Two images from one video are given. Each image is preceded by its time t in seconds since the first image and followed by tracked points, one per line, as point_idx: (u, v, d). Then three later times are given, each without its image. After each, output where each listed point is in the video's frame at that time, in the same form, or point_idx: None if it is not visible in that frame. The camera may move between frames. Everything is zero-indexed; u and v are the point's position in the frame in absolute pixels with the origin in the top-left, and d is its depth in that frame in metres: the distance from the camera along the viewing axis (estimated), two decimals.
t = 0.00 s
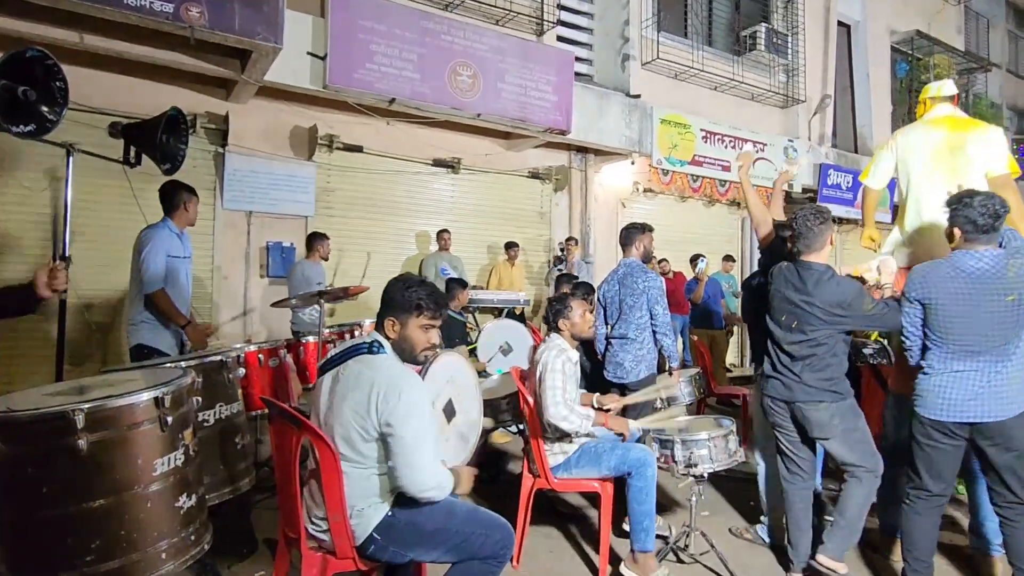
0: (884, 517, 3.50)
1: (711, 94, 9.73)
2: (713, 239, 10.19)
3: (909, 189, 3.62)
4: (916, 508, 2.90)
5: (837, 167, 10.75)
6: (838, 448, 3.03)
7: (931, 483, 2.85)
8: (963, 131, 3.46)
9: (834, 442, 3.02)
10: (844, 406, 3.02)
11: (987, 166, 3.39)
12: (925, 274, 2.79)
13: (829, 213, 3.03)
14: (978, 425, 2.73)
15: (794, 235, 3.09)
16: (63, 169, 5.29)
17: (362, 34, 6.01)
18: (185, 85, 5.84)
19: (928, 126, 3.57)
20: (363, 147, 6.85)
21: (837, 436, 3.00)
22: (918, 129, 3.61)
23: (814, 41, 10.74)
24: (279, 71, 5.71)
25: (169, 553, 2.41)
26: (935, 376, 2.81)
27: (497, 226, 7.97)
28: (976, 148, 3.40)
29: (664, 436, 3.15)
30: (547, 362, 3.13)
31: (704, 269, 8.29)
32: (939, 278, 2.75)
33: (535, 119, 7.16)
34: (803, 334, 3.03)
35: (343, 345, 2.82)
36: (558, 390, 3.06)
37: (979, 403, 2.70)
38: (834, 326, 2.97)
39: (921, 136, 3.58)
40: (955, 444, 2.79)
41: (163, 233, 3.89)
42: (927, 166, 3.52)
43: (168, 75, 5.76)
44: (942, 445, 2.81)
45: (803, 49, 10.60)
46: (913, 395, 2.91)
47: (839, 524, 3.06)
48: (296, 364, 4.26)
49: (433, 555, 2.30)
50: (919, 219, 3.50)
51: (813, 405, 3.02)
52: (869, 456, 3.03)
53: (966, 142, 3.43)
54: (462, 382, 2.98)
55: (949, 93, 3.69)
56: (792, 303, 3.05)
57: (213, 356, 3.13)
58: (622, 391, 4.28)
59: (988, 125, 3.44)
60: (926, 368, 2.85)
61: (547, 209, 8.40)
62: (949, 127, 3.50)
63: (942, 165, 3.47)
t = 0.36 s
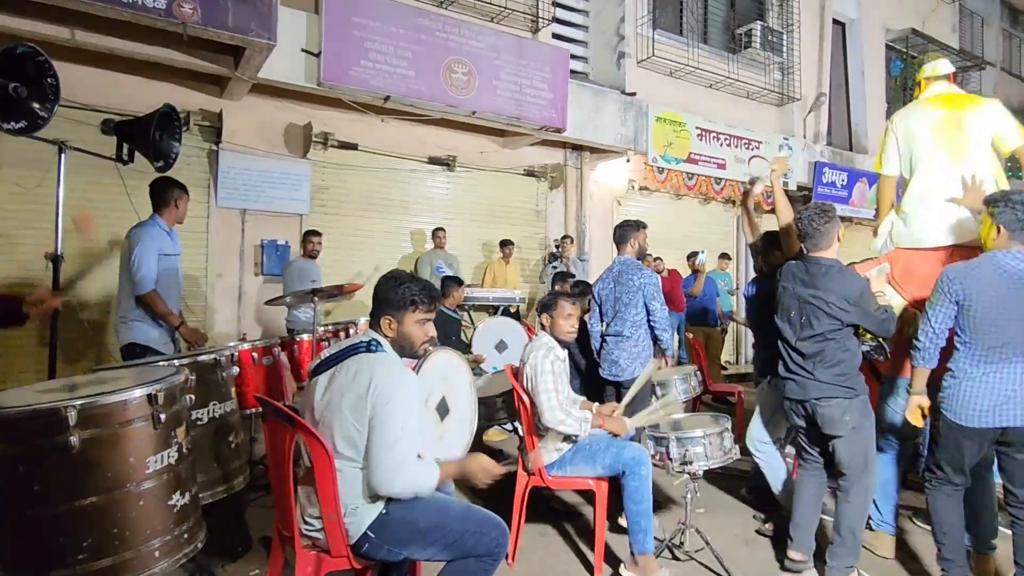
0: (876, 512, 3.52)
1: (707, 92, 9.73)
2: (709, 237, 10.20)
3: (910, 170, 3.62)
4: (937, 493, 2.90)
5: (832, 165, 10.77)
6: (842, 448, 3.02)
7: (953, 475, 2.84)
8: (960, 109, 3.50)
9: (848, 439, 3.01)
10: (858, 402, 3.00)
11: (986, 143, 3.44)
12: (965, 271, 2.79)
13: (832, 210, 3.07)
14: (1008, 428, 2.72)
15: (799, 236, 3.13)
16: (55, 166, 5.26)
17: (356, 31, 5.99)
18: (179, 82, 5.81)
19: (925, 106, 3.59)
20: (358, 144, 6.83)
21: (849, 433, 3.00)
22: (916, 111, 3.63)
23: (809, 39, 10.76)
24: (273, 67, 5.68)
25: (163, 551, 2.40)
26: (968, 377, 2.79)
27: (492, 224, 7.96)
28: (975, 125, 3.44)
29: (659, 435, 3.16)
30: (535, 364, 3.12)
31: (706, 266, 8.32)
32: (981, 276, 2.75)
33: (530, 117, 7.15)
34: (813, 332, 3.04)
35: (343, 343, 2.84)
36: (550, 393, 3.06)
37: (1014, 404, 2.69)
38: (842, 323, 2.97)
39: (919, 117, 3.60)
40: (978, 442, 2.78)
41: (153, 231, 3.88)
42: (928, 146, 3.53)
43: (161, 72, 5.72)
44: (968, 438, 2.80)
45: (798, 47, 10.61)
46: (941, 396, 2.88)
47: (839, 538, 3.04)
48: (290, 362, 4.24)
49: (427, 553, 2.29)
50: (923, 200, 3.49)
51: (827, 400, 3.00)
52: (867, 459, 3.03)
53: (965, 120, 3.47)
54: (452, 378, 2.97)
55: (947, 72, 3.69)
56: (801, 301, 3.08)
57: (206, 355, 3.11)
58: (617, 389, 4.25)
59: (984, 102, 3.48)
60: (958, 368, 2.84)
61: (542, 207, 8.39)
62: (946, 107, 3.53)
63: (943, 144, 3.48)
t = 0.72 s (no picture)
0: (865, 515, 3.46)
1: (702, 91, 9.73)
2: (705, 236, 10.20)
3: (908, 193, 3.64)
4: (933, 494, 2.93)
5: (828, 164, 10.78)
6: (813, 441, 3.08)
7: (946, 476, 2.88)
8: (959, 133, 3.51)
9: (820, 433, 3.07)
10: (833, 398, 3.05)
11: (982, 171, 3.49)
12: (958, 274, 2.79)
13: (813, 211, 3.06)
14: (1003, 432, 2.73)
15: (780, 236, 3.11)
16: (48, 164, 5.23)
17: (352, 29, 5.97)
18: (173, 80, 5.78)
19: (924, 129, 3.58)
20: (354, 143, 6.81)
21: (822, 429, 3.06)
22: (914, 133, 3.61)
23: (805, 39, 10.77)
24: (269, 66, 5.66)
25: (153, 553, 2.39)
26: (964, 381, 2.79)
27: (488, 222, 7.95)
28: (974, 152, 3.47)
29: (654, 433, 3.14)
30: (528, 362, 3.11)
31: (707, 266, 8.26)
32: (975, 280, 2.75)
33: (526, 115, 7.14)
34: (789, 329, 3.08)
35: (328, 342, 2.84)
36: (543, 390, 3.06)
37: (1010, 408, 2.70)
38: (820, 321, 3.00)
39: (917, 139, 3.59)
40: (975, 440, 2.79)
41: (148, 235, 3.86)
42: (927, 171, 3.54)
43: (156, 70, 5.70)
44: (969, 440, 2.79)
45: (794, 46, 10.62)
46: (937, 400, 2.87)
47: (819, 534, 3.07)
48: (284, 361, 4.23)
49: (423, 552, 2.28)
50: (920, 223, 3.51)
51: (800, 395, 3.07)
52: (837, 451, 3.07)
53: (964, 145, 3.48)
54: (445, 377, 2.95)
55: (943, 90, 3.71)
56: (780, 300, 3.09)
57: (197, 355, 3.09)
58: (612, 388, 4.24)
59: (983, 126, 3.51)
60: (953, 373, 2.83)
61: (538, 206, 8.39)
62: (945, 130, 3.53)
63: (943, 170, 3.50)
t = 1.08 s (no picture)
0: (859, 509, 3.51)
1: (698, 89, 9.72)
2: (701, 234, 10.20)
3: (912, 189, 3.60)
4: (907, 505, 2.85)
5: (823, 162, 10.80)
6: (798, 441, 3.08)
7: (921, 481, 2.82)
8: (965, 128, 3.48)
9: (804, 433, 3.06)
10: (810, 396, 3.04)
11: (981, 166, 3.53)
12: (909, 266, 2.81)
13: (784, 206, 3.06)
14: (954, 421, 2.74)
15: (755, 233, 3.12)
16: (40, 162, 5.19)
17: (347, 26, 5.94)
18: (167, 77, 5.75)
19: (931, 124, 3.52)
20: (349, 141, 6.79)
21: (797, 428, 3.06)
22: (920, 127, 3.54)
23: (801, 38, 10.78)
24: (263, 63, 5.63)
25: (146, 552, 2.37)
26: (916, 370, 2.82)
27: (484, 220, 7.94)
28: (978, 148, 3.48)
29: (651, 431, 3.14)
30: (526, 358, 3.09)
31: (704, 263, 8.25)
32: (922, 271, 2.77)
33: (522, 113, 7.13)
34: (765, 325, 3.13)
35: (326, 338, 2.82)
36: (539, 386, 3.04)
37: (956, 398, 2.71)
38: (793, 317, 3.02)
39: (925, 134, 3.52)
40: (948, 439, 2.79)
41: (143, 226, 3.83)
42: (935, 166, 3.51)
43: (150, 67, 5.66)
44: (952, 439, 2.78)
45: (790, 44, 10.63)
46: (895, 390, 2.91)
47: (792, 530, 3.04)
48: (279, 359, 4.22)
49: (414, 555, 2.27)
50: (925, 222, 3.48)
51: (775, 393, 3.11)
52: (828, 448, 3.02)
53: (969, 141, 3.48)
54: (445, 377, 2.94)
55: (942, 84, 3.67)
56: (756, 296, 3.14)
57: (193, 353, 3.07)
58: (607, 385, 4.23)
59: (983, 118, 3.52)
60: (908, 363, 2.86)
61: (534, 204, 8.37)
62: (952, 126, 3.49)
63: (951, 165, 3.48)
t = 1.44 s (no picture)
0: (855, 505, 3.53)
1: (694, 86, 9.72)
2: (697, 231, 10.21)
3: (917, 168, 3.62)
4: (892, 502, 2.86)
5: (818, 160, 10.82)
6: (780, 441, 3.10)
7: (901, 474, 2.85)
8: (964, 107, 3.51)
9: (784, 435, 3.08)
10: (802, 397, 3.04)
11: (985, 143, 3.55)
12: (887, 260, 2.81)
13: (777, 203, 3.03)
14: (925, 415, 2.79)
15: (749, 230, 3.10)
16: (33, 159, 5.16)
17: (342, 23, 5.91)
18: (161, 73, 5.72)
19: (931, 105, 3.55)
20: (345, 138, 6.76)
21: (785, 429, 3.07)
22: (922, 110, 3.56)
23: (796, 35, 10.80)
24: (258, 59, 5.61)
25: (143, 551, 2.36)
26: (887, 364, 2.86)
27: (480, 217, 7.93)
28: (979, 125, 3.51)
29: (647, 428, 3.15)
30: (518, 358, 3.10)
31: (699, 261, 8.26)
32: (899, 266, 2.78)
33: (519, 110, 7.12)
34: (760, 323, 3.13)
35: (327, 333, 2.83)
36: (533, 385, 3.05)
37: (926, 394, 2.76)
38: (787, 317, 3.00)
39: (925, 116, 3.55)
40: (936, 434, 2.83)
41: (138, 221, 3.80)
42: (938, 145, 3.53)
43: (143, 63, 5.63)
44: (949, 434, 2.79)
45: (785, 41, 10.64)
46: (867, 383, 2.96)
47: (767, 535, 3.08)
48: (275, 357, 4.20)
49: (412, 552, 2.27)
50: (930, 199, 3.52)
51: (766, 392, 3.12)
52: (802, 454, 3.04)
53: (971, 118, 3.49)
54: (442, 372, 2.95)
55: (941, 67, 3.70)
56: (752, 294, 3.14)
57: (187, 351, 3.06)
58: (603, 381, 4.24)
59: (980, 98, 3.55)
60: (880, 357, 2.90)
61: (530, 201, 8.37)
62: (951, 105, 3.52)
63: (955, 144, 3.50)
